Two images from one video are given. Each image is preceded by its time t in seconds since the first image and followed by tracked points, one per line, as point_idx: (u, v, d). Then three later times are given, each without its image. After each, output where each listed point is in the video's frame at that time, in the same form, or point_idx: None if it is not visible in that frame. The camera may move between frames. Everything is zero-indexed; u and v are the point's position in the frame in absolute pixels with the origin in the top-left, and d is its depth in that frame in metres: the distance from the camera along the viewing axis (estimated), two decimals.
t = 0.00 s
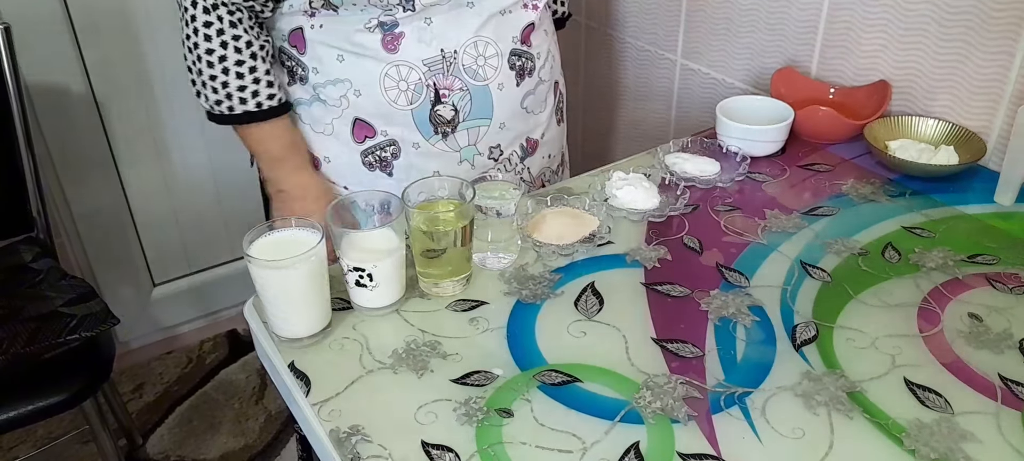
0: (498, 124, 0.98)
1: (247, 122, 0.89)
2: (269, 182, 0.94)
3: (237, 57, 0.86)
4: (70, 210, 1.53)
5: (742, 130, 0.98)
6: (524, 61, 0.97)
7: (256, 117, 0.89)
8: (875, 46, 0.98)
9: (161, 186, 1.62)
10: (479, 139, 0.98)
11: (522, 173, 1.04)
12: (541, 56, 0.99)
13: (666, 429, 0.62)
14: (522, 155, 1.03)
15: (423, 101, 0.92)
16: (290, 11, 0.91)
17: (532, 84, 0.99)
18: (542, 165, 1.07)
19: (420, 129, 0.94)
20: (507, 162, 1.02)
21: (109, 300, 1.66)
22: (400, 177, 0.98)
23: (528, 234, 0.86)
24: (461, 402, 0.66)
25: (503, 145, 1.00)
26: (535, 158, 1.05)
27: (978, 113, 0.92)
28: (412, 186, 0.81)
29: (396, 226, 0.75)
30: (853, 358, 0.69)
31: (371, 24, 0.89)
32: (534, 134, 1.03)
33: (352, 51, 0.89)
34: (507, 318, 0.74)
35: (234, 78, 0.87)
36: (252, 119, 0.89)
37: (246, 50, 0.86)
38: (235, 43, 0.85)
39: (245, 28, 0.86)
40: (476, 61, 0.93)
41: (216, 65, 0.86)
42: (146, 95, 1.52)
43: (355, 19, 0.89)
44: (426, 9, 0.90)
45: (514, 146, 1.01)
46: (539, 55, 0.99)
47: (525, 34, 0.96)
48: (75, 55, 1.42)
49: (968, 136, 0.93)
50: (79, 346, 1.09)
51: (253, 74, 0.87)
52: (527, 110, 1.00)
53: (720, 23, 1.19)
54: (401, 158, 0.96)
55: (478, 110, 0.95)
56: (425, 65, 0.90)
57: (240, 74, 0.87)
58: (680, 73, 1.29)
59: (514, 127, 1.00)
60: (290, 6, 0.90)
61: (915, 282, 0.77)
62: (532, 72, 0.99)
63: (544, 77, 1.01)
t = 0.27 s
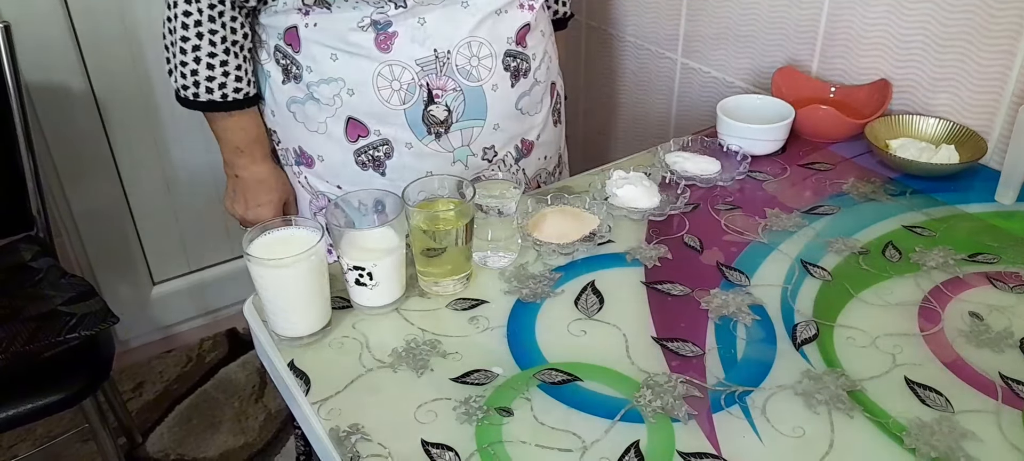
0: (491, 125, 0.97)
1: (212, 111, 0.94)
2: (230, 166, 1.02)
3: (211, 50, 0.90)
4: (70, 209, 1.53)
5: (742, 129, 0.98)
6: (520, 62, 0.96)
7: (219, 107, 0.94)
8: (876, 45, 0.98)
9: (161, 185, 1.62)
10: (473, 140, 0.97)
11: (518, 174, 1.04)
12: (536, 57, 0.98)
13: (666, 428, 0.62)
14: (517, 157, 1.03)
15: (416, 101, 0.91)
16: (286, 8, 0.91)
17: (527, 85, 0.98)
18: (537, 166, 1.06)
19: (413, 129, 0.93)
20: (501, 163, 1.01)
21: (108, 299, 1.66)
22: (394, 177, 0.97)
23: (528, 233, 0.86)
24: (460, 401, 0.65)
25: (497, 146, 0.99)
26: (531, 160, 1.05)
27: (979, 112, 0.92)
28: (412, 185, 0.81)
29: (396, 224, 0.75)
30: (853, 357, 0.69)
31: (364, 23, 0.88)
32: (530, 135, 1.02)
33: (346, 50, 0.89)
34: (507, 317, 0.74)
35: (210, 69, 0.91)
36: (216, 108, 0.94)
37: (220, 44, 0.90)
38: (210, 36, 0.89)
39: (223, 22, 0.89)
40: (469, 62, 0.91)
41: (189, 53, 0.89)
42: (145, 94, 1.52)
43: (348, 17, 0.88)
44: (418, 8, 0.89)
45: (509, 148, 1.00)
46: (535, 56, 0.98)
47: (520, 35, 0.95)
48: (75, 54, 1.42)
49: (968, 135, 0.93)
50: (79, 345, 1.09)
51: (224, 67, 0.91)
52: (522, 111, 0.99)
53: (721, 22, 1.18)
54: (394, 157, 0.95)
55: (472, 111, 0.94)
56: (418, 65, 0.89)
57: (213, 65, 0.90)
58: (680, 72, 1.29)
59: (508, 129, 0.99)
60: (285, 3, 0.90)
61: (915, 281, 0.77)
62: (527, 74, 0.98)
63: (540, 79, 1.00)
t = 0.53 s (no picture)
0: (487, 127, 0.97)
1: (215, 111, 0.94)
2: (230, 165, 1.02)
3: (213, 51, 0.90)
4: (71, 211, 1.54)
5: (742, 131, 0.98)
6: (516, 64, 0.96)
7: (222, 108, 0.94)
8: (876, 47, 0.99)
9: (162, 187, 1.62)
10: (469, 141, 0.97)
11: (514, 176, 1.04)
12: (533, 59, 0.99)
13: (667, 429, 0.62)
14: (513, 159, 1.03)
15: (412, 102, 0.91)
16: (284, 8, 0.91)
17: (524, 87, 0.98)
18: (534, 167, 1.07)
19: (410, 131, 0.93)
20: (498, 164, 1.01)
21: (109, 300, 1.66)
22: (391, 178, 0.97)
23: (529, 235, 0.86)
24: (461, 402, 0.66)
25: (494, 147, 0.99)
26: (527, 162, 1.05)
27: (978, 114, 0.92)
28: (412, 187, 0.81)
29: (397, 226, 0.75)
30: (853, 359, 0.69)
31: (359, 24, 0.88)
32: (526, 136, 1.02)
33: (342, 51, 0.89)
34: (507, 319, 0.74)
35: (211, 70, 0.91)
36: (218, 109, 0.94)
37: (222, 45, 0.90)
38: (212, 38, 0.89)
39: (225, 24, 0.89)
40: (466, 64, 0.92)
41: (190, 55, 0.90)
42: (146, 96, 1.52)
43: (344, 17, 0.88)
44: (414, 9, 0.88)
45: (505, 149, 1.00)
46: (531, 58, 0.98)
47: (516, 37, 0.95)
48: (76, 56, 1.42)
49: (968, 137, 0.93)
50: (80, 346, 1.09)
51: (226, 68, 0.91)
52: (519, 112, 0.99)
53: (721, 24, 1.19)
54: (390, 159, 0.95)
55: (468, 112, 0.94)
56: (414, 66, 0.90)
57: (215, 66, 0.90)
58: (680, 74, 1.29)
59: (505, 130, 0.99)
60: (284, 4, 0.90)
61: (915, 283, 0.77)
62: (524, 75, 0.98)
63: (536, 81, 1.00)
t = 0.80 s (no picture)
0: (487, 126, 0.97)
1: (215, 111, 0.94)
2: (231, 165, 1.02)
3: (212, 52, 0.90)
4: (71, 210, 1.54)
5: (742, 129, 0.98)
6: (515, 63, 0.96)
7: (222, 108, 0.94)
8: (876, 45, 0.98)
9: (162, 186, 1.62)
10: (468, 140, 0.97)
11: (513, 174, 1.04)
12: (532, 57, 0.98)
13: (666, 428, 0.62)
14: (513, 158, 1.03)
15: (412, 102, 0.91)
16: (283, 8, 0.91)
17: (523, 86, 0.98)
18: (533, 166, 1.06)
19: (409, 130, 0.93)
20: (497, 163, 1.01)
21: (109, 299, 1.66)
22: (389, 177, 0.97)
23: (528, 233, 0.86)
24: (460, 401, 0.65)
25: (493, 146, 0.99)
26: (526, 161, 1.04)
27: (979, 112, 0.92)
28: (412, 185, 0.81)
29: (396, 225, 0.75)
30: (853, 357, 0.69)
31: (358, 23, 0.87)
32: (526, 135, 1.02)
33: (341, 51, 0.89)
34: (507, 318, 0.74)
35: (211, 70, 0.91)
36: (218, 109, 0.94)
37: (221, 46, 0.90)
38: (211, 38, 0.89)
39: (224, 24, 0.89)
40: (465, 62, 0.91)
41: (190, 55, 0.90)
42: (146, 95, 1.52)
43: (343, 17, 0.88)
44: (414, 8, 0.88)
45: (505, 148, 1.00)
46: (530, 56, 0.98)
47: (515, 36, 0.95)
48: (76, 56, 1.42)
49: (968, 135, 0.93)
50: (79, 345, 1.09)
51: (226, 68, 0.91)
52: (518, 111, 0.99)
53: (721, 22, 1.18)
54: (389, 158, 0.95)
55: (467, 111, 0.94)
56: (414, 66, 0.89)
57: (215, 66, 0.90)
58: (680, 72, 1.29)
59: (505, 129, 0.99)
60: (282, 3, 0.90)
61: (915, 281, 0.77)
62: (523, 74, 0.97)
63: (535, 79, 1.00)
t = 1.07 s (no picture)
0: (487, 125, 0.96)
1: (214, 109, 0.95)
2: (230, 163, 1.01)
3: (210, 49, 0.90)
4: (70, 209, 1.54)
5: (742, 128, 0.98)
6: (515, 62, 0.96)
7: (220, 105, 0.94)
8: (876, 44, 0.98)
9: (162, 185, 1.61)
10: (468, 140, 0.96)
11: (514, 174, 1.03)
12: (533, 56, 0.98)
13: (666, 428, 0.62)
14: (513, 158, 1.02)
15: (411, 100, 0.91)
16: (282, 6, 0.91)
17: (523, 85, 0.98)
18: (533, 166, 1.06)
19: (409, 129, 0.93)
20: (497, 163, 1.01)
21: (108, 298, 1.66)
22: (389, 176, 0.97)
23: (528, 232, 0.85)
24: (460, 401, 0.65)
25: (493, 146, 0.99)
26: (526, 160, 1.04)
27: (979, 111, 0.92)
28: (411, 184, 0.81)
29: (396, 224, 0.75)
30: (853, 357, 0.68)
31: (358, 21, 0.87)
32: (526, 135, 1.02)
33: (341, 49, 0.89)
34: (507, 317, 0.74)
35: (208, 67, 0.91)
36: (216, 106, 0.94)
37: (219, 43, 0.90)
38: (209, 36, 0.89)
39: (223, 21, 0.89)
40: (465, 61, 0.91)
41: (189, 52, 0.90)
42: (146, 94, 1.52)
43: (343, 14, 0.87)
44: (414, 6, 0.88)
45: (505, 148, 1.00)
46: (531, 56, 0.98)
47: (516, 34, 0.95)
48: (75, 55, 1.42)
49: (968, 134, 0.93)
50: (79, 344, 1.09)
51: (223, 66, 0.92)
52: (518, 111, 0.99)
53: (721, 21, 1.18)
54: (389, 157, 0.95)
55: (467, 110, 0.94)
56: (414, 64, 0.89)
57: (212, 63, 0.91)
58: (680, 70, 1.29)
59: (505, 128, 0.98)
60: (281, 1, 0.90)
61: (915, 281, 0.77)
62: (523, 73, 0.97)
63: (535, 79, 1.00)
